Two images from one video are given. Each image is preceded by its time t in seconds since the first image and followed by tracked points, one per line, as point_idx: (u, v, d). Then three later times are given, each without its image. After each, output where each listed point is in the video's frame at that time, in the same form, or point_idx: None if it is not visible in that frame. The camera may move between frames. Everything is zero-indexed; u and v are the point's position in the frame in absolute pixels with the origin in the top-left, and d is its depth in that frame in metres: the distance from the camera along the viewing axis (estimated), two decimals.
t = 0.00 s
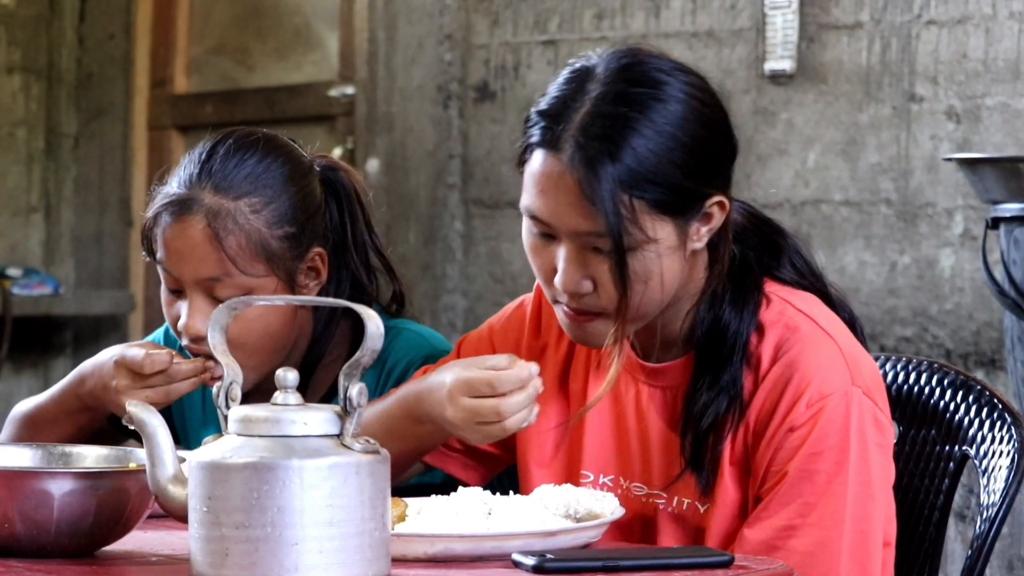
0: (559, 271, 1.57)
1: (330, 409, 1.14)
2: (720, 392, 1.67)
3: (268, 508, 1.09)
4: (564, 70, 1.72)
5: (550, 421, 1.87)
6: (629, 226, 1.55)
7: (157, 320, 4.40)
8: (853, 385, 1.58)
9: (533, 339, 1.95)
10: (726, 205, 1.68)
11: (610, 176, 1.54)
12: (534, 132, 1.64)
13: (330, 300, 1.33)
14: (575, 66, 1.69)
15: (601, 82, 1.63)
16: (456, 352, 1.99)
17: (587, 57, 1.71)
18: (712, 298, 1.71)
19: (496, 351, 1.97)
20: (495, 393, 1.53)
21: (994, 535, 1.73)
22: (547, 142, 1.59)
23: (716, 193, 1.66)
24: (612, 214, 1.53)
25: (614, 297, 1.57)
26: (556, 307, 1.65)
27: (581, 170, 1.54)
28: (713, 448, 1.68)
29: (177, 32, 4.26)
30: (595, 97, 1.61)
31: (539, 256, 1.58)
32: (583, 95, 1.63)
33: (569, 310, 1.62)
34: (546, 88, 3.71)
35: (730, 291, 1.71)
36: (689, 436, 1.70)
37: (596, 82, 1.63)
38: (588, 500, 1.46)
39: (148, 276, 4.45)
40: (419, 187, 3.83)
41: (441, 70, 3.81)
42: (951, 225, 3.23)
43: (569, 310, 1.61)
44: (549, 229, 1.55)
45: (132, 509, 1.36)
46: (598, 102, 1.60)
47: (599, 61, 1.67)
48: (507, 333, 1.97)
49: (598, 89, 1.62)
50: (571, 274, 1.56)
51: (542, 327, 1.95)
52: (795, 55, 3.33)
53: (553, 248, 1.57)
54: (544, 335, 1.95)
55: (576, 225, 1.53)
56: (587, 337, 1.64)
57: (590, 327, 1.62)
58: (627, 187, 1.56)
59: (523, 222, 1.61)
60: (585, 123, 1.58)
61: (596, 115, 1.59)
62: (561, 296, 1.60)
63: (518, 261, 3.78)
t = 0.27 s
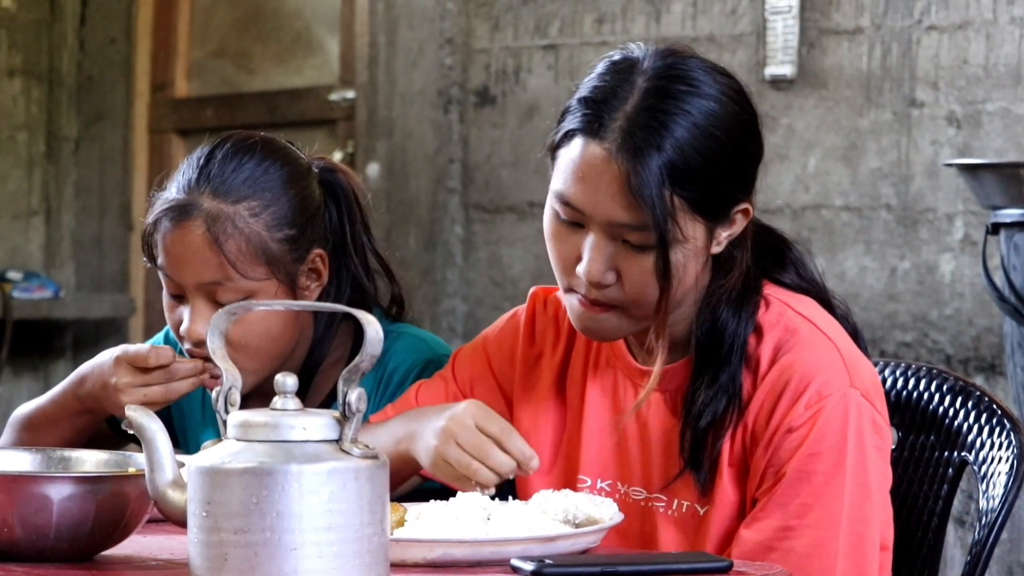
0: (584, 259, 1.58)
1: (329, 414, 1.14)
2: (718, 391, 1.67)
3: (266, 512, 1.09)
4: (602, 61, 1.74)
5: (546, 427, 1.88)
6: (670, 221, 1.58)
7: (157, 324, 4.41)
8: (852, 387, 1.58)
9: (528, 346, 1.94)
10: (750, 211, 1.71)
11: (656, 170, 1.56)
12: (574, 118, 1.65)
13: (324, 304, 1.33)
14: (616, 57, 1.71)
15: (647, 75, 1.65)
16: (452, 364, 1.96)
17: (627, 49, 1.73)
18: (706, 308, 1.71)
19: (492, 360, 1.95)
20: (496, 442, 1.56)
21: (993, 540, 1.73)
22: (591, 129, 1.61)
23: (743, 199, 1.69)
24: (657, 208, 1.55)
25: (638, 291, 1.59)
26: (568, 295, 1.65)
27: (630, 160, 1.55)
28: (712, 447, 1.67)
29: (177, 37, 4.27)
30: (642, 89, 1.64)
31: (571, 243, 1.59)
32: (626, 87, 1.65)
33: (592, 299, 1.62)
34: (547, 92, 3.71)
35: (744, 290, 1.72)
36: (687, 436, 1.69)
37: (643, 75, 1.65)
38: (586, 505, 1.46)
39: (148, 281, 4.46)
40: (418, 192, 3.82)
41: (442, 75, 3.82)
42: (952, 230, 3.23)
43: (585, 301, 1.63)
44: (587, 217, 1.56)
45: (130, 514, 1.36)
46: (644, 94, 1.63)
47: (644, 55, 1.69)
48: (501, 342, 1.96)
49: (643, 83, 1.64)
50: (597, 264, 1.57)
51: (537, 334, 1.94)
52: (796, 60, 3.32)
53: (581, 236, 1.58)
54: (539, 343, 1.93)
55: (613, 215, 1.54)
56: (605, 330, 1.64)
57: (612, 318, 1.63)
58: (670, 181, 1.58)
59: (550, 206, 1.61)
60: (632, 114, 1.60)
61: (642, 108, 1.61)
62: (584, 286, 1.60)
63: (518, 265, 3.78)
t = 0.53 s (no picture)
0: (591, 260, 1.58)
1: (329, 416, 1.14)
2: (721, 389, 1.67)
3: (265, 515, 1.08)
4: (601, 62, 1.75)
5: (547, 430, 1.88)
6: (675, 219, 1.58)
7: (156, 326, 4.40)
8: (853, 388, 1.58)
9: (528, 351, 1.93)
10: (754, 206, 1.70)
11: (659, 169, 1.56)
12: (576, 120, 1.65)
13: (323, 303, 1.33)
14: (615, 57, 1.71)
15: (647, 74, 1.65)
16: (452, 369, 1.96)
17: (626, 49, 1.73)
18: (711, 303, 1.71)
19: (491, 366, 1.94)
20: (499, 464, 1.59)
21: (993, 542, 1.73)
22: (593, 130, 1.61)
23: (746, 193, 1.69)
24: (660, 206, 1.55)
25: (645, 289, 1.58)
26: (576, 296, 1.65)
27: (632, 160, 1.55)
28: (714, 445, 1.67)
29: (176, 40, 4.25)
30: (642, 88, 1.64)
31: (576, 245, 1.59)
32: (625, 87, 1.65)
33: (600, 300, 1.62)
34: (546, 95, 3.71)
35: (746, 290, 1.71)
36: (690, 434, 1.70)
37: (642, 74, 1.66)
38: (586, 508, 1.46)
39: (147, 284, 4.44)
40: (418, 194, 3.82)
41: (440, 77, 3.82)
42: (951, 233, 3.23)
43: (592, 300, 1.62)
44: (591, 218, 1.56)
45: (129, 517, 1.36)
46: (645, 93, 1.63)
47: (642, 54, 1.69)
48: (501, 347, 1.95)
49: (643, 83, 1.64)
50: (603, 264, 1.57)
51: (538, 338, 1.94)
52: (795, 63, 3.32)
53: (586, 237, 1.58)
54: (540, 347, 1.93)
55: (619, 214, 1.55)
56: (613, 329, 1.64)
57: (620, 317, 1.63)
58: (673, 179, 1.58)
59: (555, 208, 1.61)
60: (633, 113, 1.60)
61: (642, 107, 1.61)
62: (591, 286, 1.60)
63: (516, 268, 3.77)
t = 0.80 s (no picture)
0: (588, 264, 1.58)
1: (325, 419, 1.14)
2: (719, 392, 1.67)
3: (262, 517, 1.09)
4: (596, 66, 1.75)
5: (545, 433, 1.88)
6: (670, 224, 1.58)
7: (154, 328, 4.39)
8: (852, 392, 1.58)
9: (525, 356, 1.93)
10: (751, 208, 1.71)
11: (654, 174, 1.57)
12: (572, 126, 1.65)
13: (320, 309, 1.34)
14: (611, 61, 1.71)
15: (642, 79, 1.66)
16: (449, 374, 1.96)
17: (621, 53, 1.74)
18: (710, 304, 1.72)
19: (488, 370, 1.94)
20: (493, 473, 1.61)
21: (989, 545, 1.73)
22: (589, 135, 1.61)
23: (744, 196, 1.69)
24: (656, 211, 1.55)
25: (642, 293, 1.59)
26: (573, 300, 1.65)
27: (627, 166, 1.56)
28: (712, 447, 1.68)
29: (175, 41, 4.26)
30: (638, 93, 1.64)
31: (572, 250, 1.59)
32: (621, 93, 1.65)
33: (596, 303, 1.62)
34: (544, 97, 3.71)
35: (744, 293, 1.71)
36: (688, 436, 1.70)
37: (638, 79, 1.66)
38: (582, 511, 1.46)
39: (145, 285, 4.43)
40: (416, 196, 3.82)
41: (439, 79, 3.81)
42: (948, 236, 3.23)
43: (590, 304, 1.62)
44: (587, 223, 1.56)
45: (127, 518, 1.36)
46: (640, 98, 1.63)
47: (638, 58, 1.70)
48: (498, 351, 1.95)
49: (639, 87, 1.64)
50: (600, 268, 1.57)
51: (535, 343, 1.94)
52: (792, 66, 3.32)
53: (583, 241, 1.58)
54: (538, 352, 1.93)
55: (615, 220, 1.55)
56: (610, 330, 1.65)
57: (617, 320, 1.63)
58: (669, 184, 1.58)
59: (552, 213, 1.61)
60: (629, 118, 1.61)
61: (639, 112, 1.61)
62: (588, 289, 1.61)
63: (514, 270, 3.77)
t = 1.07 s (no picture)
0: (588, 262, 1.58)
1: (325, 419, 1.14)
2: (719, 390, 1.67)
3: (262, 517, 1.08)
4: (596, 64, 1.75)
5: (545, 432, 1.88)
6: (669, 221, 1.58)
7: (153, 329, 4.39)
8: (851, 391, 1.58)
9: (524, 356, 1.93)
10: (751, 205, 1.71)
11: (653, 173, 1.57)
12: (570, 124, 1.65)
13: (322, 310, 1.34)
14: (609, 60, 1.71)
15: (640, 77, 1.66)
16: (448, 375, 1.96)
17: (620, 51, 1.74)
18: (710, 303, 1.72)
19: (486, 370, 1.94)
20: (494, 474, 1.61)
21: (988, 546, 1.73)
22: (586, 134, 1.61)
23: (743, 193, 1.69)
24: (655, 208, 1.55)
25: (643, 291, 1.59)
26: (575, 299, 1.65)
27: (625, 164, 1.56)
28: (712, 445, 1.68)
29: (174, 42, 4.26)
30: (636, 92, 1.64)
31: (571, 249, 1.59)
32: (619, 91, 1.65)
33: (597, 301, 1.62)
34: (543, 98, 3.71)
35: (742, 293, 1.72)
36: (688, 435, 1.70)
37: (636, 77, 1.66)
38: (583, 511, 1.46)
39: (144, 286, 4.41)
40: (416, 196, 3.81)
41: (438, 80, 3.82)
42: (947, 236, 3.23)
43: (591, 302, 1.62)
44: (586, 222, 1.56)
45: (126, 519, 1.36)
46: (639, 96, 1.63)
47: (636, 56, 1.70)
48: (497, 352, 1.95)
49: (637, 85, 1.65)
50: (600, 266, 1.57)
51: (534, 343, 1.94)
52: (791, 66, 3.32)
53: (583, 240, 1.58)
54: (536, 351, 1.93)
55: (614, 218, 1.55)
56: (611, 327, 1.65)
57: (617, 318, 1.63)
58: (668, 181, 1.59)
59: (551, 211, 1.62)
60: (627, 116, 1.61)
61: (637, 111, 1.61)
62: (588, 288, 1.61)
63: (513, 271, 3.77)
